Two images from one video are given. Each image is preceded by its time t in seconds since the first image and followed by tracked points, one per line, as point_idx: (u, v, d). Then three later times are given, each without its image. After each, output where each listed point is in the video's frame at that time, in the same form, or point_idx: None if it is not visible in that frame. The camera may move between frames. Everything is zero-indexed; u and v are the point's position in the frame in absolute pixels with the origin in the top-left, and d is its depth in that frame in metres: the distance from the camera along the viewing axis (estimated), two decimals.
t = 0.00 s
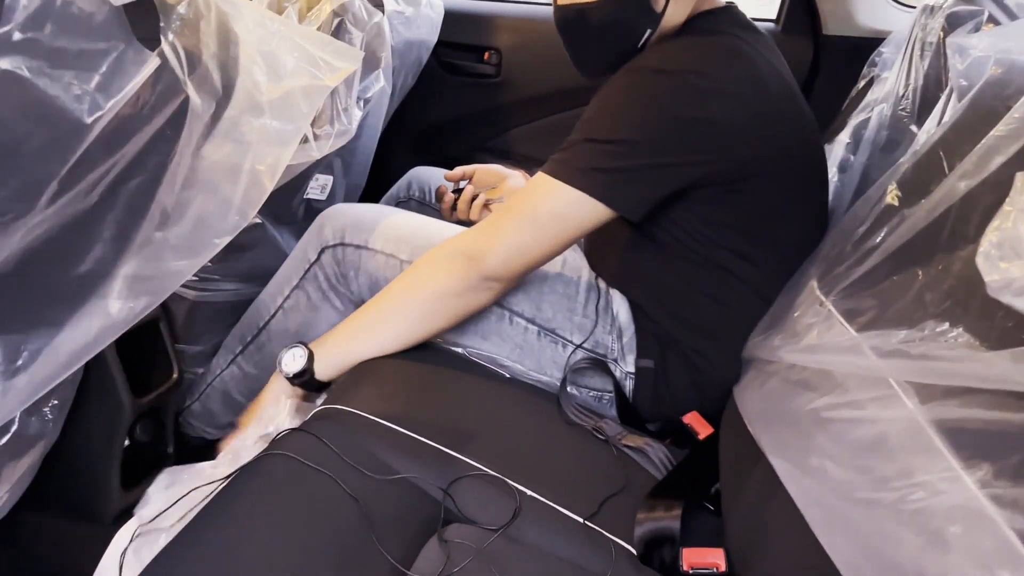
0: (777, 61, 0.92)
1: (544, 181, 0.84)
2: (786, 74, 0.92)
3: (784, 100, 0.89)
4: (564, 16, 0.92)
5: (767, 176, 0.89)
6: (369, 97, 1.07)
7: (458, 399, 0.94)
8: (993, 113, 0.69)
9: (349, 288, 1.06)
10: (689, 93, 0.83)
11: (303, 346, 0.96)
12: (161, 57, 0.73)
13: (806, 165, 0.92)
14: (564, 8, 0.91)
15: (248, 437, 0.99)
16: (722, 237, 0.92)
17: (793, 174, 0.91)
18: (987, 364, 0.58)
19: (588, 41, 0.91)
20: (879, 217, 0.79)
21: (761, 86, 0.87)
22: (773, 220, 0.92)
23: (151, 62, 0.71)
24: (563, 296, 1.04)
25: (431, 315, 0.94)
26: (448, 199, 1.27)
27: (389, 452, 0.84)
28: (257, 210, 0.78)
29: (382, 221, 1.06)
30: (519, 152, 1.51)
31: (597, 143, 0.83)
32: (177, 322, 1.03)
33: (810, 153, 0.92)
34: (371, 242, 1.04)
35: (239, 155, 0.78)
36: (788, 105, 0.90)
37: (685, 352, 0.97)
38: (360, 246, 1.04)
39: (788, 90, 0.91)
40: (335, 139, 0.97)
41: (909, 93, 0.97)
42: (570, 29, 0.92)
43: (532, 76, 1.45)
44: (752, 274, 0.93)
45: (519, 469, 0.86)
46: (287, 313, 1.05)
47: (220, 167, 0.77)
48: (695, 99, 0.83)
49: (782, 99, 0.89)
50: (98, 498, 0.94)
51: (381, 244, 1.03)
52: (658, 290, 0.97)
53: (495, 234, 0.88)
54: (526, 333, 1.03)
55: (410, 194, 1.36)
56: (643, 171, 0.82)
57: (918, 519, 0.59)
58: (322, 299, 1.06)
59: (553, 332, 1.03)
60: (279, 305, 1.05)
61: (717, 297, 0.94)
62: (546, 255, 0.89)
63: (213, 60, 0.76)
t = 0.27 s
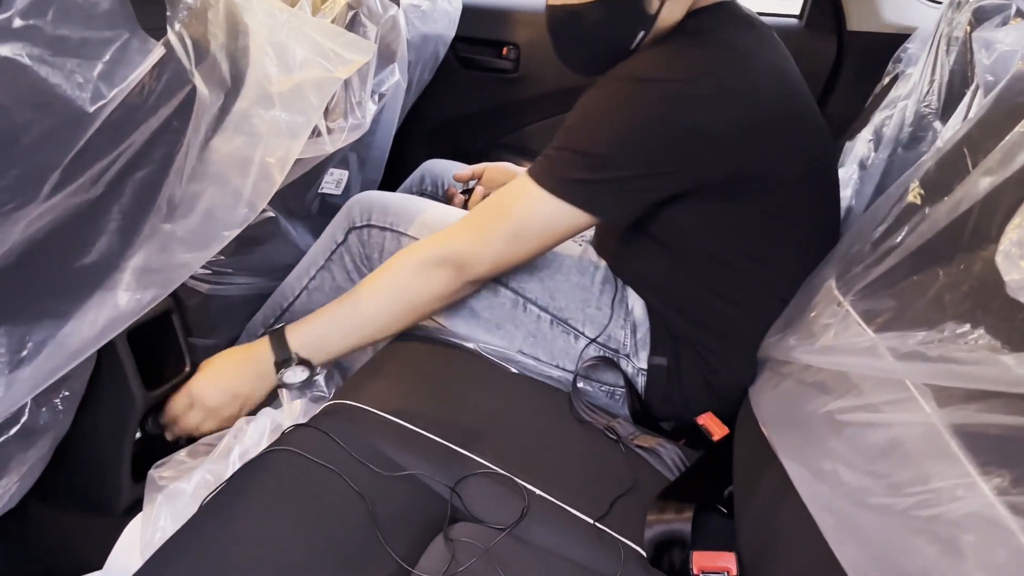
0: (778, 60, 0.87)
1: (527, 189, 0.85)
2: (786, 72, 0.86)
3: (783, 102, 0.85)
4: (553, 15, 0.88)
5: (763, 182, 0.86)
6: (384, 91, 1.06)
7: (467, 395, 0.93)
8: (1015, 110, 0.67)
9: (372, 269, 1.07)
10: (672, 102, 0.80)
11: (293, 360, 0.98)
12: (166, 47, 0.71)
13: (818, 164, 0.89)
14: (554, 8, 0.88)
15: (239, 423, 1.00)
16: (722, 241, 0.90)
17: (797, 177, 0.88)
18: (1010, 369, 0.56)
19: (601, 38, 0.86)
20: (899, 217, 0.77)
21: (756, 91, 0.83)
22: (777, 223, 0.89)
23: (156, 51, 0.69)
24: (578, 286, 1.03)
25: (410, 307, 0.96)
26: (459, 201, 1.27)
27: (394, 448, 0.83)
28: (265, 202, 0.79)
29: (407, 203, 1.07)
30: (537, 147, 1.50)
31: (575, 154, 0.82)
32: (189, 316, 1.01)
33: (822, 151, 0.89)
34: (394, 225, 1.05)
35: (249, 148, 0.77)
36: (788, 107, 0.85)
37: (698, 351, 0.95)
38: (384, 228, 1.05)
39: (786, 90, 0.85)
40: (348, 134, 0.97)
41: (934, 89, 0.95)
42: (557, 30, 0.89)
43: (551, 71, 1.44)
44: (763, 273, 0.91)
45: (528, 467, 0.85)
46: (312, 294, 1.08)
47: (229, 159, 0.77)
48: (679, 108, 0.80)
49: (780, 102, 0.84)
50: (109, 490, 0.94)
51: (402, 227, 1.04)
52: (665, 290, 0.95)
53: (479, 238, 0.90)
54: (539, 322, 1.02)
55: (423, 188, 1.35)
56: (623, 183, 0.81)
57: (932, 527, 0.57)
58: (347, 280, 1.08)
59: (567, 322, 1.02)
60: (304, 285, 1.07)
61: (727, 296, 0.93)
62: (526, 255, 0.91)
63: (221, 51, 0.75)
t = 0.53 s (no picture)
0: (776, 60, 0.84)
1: (524, 208, 0.85)
2: (783, 71, 0.84)
3: (780, 102, 0.82)
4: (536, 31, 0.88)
5: (766, 185, 0.84)
6: (405, 86, 1.06)
7: (485, 392, 0.93)
8: None
9: (388, 272, 1.08)
10: (664, 106, 0.78)
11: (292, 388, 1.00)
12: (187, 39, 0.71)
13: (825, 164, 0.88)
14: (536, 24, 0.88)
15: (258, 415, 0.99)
16: (729, 244, 0.88)
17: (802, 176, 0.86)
18: None
19: (607, 44, 0.85)
20: (923, 216, 0.76)
21: (751, 92, 0.80)
22: (786, 223, 0.87)
23: (177, 43, 0.69)
24: (596, 290, 1.02)
25: (419, 324, 0.98)
26: (476, 200, 1.26)
27: (411, 444, 0.83)
28: (286, 197, 0.79)
29: (422, 206, 1.07)
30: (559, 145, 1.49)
31: (569, 165, 0.81)
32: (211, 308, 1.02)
33: (830, 150, 0.88)
34: (410, 228, 1.05)
35: (270, 141, 0.78)
36: (785, 107, 0.83)
37: (716, 353, 0.94)
38: (400, 232, 1.05)
39: (783, 90, 0.83)
40: (369, 129, 0.97)
41: (961, 87, 0.93)
42: (543, 45, 0.89)
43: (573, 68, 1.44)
44: (783, 275, 0.90)
45: (545, 464, 0.85)
46: (329, 296, 1.08)
47: (251, 153, 0.77)
48: (671, 112, 0.78)
49: (778, 103, 0.82)
50: (131, 481, 0.95)
51: (418, 230, 1.05)
52: (677, 291, 0.93)
53: (480, 256, 0.90)
54: (556, 325, 1.02)
55: (441, 184, 1.35)
56: (617, 193, 0.80)
57: (953, 529, 0.57)
58: (363, 283, 1.08)
59: (584, 326, 1.01)
60: (320, 288, 1.07)
61: (745, 297, 0.91)
62: (531, 273, 0.91)
63: (242, 44, 0.75)
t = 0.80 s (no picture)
0: (805, 54, 0.84)
1: (548, 201, 0.86)
2: (811, 65, 0.83)
3: (808, 96, 0.82)
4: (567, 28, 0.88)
5: (791, 180, 0.84)
6: (428, 82, 1.06)
7: (506, 388, 0.92)
8: None
9: (408, 269, 1.08)
10: (693, 99, 0.78)
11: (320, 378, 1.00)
12: (213, 33, 0.72)
13: (850, 161, 0.87)
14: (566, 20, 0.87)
15: (280, 407, 0.99)
16: (750, 241, 0.88)
17: (829, 172, 0.85)
18: None
19: (639, 37, 0.84)
20: (950, 214, 0.75)
21: (780, 85, 0.80)
22: (811, 219, 0.87)
23: (203, 37, 0.69)
24: (618, 287, 1.02)
25: (443, 319, 0.98)
26: (499, 194, 1.27)
27: (431, 438, 0.83)
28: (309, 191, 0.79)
29: (443, 203, 1.07)
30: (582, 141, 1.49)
31: (597, 159, 0.81)
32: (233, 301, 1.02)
33: (852, 146, 0.87)
34: (430, 225, 1.05)
35: (293, 136, 0.78)
36: (812, 101, 0.82)
37: (738, 350, 0.94)
38: (420, 228, 1.05)
39: (810, 84, 0.83)
40: (392, 124, 0.97)
41: (990, 84, 0.92)
42: (572, 42, 0.88)
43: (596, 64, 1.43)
44: (805, 273, 0.89)
45: (564, 461, 0.84)
46: (349, 292, 1.08)
47: (274, 147, 0.78)
48: (700, 105, 0.78)
49: (806, 97, 0.82)
50: (154, 472, 0.96)
51: (438, 227, 1.05)
52: (699, 288, 0.93)
53: (503, 249, 0.90)
54: (577, 323, 1.02)
55: (463, 181, 1.35)
56: (646, 184, 0.80)
57: (978, 531, 0.56)
58: (383, 279, 1.08)
59: (606, 324, 1.01)
60: (340, 284, 1.08)
61: (768, 295, 0.90)
62: (555, 267, 0.91)
63: (267, 39, 0.75)
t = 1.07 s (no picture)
0: (844, 43, 0.84)
1: (588, 189, 0.85)
2: (850, 55, 0.83)
3: (846, 85, 0.81)
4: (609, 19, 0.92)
5: (826, 169, 0.83)
6: (450, 74, 1.06)
7: (528, 380, 0.92)
8: None
9: (429, 261, 1.08)
10: (730, 84, 0.78)
11: (360, 344, 1.01)
12: (239, 23, 0.72)
13: (885, 154, 0.86)
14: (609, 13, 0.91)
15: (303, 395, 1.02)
16: (783, 233, 0.87)
17: (863, 164, 0.84)
18: None
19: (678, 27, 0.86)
20: (978, 210, 0.74)
21: (819, 73, 0.80)
22: (845, 212, 0.86)
23: (230, 27, 0.70)
24: (640, 280, 1.02)
25: (480, 307, 0.98)
26: (522, 183, 1.26)
27: (452, 429, 0.83)
28: (333, 181, 0.79)
29: (466, 195, 1.07)
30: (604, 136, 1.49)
31: (633, 143, 0.81)
32: (256, 293, 1.03)
33: (887, 139, 0.86)
34: (453, 217, 1.05)
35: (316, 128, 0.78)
36: (850, 90, 0.82)
37: (760, 346, 0.93)
38: (442, 220, 1.06)
39: (849, 73, 0.82)
40: (415, 116, 0.97)
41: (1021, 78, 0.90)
42: (614, 32, 0.92)
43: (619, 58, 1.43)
44: (829, 267, 0.88)
45: (585, 454, 0.84)
46: (371, 284, 1.09)
47: (298, 139, 0.78)
48: (738, 90, 0.78)
49: (843, 86, 0.81)
50: (178, 459, 0.97)
51: (461, 219, 1.05)
52: (727, 280, 0.92)
53: (541, 238, 0.90)
54: (599, 315, 1.02)
55: (484, 175, 1.34)
56: (685, 171, 0.80)
57: (1007, 530, 0.55)
58: (404, 271, 1.09)
59: (627, 316, 1.01)
60: (362, 275, 1.08)
61: (791, 289, 0.90)
62: (593, 257, 0.90)
63: (290, 30, 0.76)
